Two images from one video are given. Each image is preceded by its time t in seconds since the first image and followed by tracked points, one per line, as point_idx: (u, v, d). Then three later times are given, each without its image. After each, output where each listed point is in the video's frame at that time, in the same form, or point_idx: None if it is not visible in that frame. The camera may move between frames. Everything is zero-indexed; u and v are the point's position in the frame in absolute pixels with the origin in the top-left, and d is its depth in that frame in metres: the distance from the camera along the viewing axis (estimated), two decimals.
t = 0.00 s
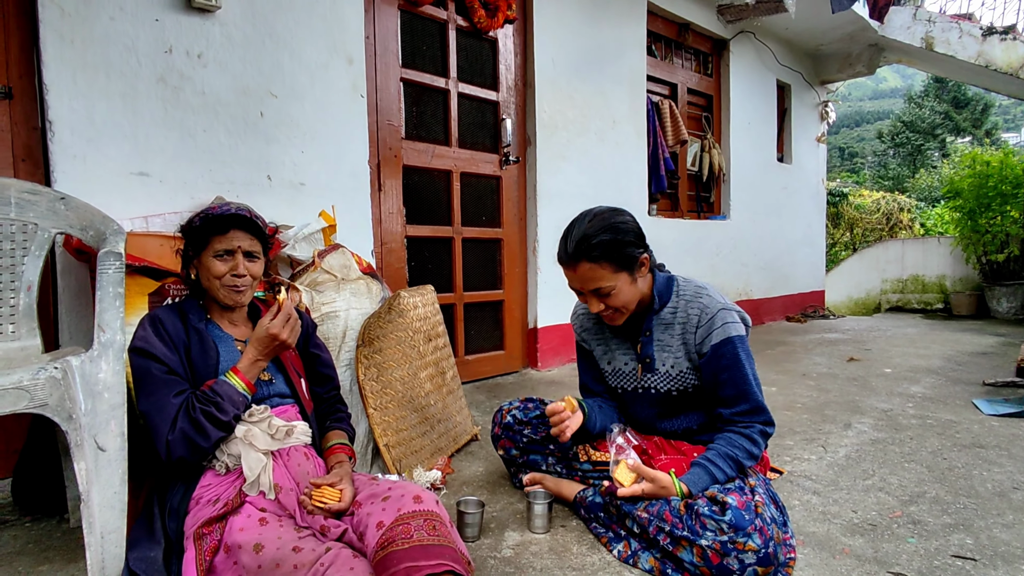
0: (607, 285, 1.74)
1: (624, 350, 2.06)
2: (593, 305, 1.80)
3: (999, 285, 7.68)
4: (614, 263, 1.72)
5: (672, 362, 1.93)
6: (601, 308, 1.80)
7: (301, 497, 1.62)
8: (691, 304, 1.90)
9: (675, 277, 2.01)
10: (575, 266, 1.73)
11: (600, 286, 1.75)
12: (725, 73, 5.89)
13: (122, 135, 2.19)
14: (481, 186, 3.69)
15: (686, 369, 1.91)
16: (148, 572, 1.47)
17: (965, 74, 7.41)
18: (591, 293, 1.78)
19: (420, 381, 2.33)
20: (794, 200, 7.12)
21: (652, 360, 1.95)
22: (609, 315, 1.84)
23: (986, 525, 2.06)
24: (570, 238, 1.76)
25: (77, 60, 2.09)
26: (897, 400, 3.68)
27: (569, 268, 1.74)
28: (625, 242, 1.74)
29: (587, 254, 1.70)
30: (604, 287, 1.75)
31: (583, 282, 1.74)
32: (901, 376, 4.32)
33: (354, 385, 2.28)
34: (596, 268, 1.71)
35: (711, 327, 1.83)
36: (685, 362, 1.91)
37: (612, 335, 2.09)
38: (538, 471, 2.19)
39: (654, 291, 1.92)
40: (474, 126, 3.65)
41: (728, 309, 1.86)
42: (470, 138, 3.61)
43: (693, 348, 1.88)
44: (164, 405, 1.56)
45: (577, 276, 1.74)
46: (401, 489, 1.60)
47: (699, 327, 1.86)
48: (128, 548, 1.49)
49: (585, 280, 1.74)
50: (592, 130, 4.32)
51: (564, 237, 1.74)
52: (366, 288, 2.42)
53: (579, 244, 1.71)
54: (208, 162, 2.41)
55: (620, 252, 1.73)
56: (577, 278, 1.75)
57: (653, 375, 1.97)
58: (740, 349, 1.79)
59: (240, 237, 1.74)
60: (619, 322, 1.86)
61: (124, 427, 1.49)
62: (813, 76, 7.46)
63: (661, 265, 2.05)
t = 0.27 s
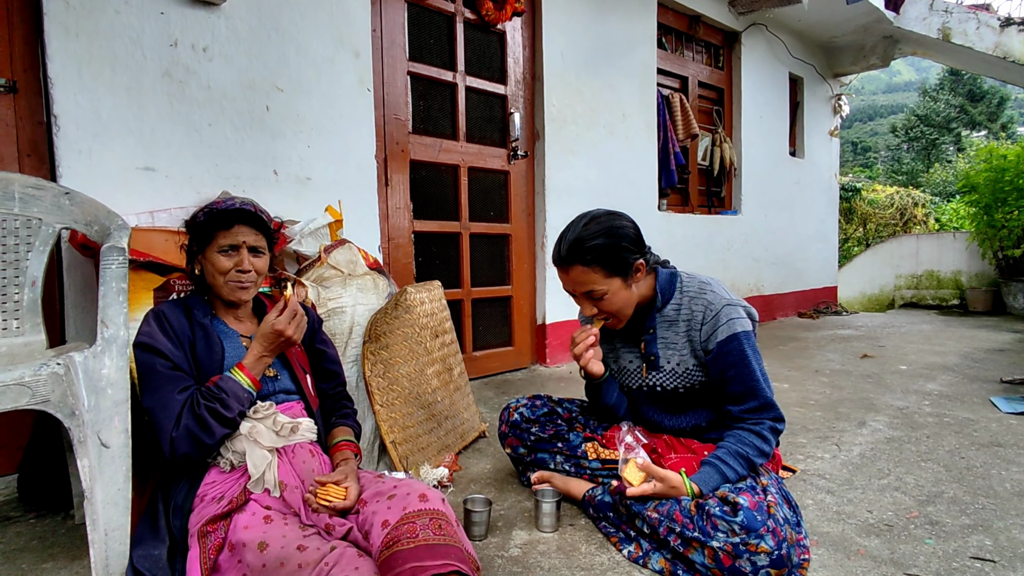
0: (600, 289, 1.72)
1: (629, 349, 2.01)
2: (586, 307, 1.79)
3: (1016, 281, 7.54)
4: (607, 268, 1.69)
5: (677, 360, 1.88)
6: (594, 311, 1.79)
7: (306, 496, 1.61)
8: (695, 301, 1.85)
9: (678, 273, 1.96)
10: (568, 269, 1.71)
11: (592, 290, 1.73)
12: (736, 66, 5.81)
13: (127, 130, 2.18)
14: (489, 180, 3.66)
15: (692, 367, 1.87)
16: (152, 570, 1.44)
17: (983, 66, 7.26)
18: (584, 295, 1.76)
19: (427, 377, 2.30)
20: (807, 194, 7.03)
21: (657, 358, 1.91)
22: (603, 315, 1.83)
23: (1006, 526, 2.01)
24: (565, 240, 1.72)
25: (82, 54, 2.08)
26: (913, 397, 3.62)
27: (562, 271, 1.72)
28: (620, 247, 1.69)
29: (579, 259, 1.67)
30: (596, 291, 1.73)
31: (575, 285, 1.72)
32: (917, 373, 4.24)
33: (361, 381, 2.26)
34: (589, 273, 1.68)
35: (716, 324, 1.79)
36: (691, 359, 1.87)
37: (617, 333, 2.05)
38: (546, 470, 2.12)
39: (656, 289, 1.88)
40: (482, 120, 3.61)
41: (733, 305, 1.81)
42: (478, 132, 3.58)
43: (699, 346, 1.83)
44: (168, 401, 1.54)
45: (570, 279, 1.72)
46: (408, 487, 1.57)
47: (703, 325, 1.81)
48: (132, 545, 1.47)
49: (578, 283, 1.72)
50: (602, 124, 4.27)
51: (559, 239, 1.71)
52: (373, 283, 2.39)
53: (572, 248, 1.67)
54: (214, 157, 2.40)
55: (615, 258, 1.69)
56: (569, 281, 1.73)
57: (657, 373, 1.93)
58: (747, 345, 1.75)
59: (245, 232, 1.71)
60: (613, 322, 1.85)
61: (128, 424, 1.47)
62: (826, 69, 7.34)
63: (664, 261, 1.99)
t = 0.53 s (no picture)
0: (609, 273, 1.68)
1: (644, 335, 1.97)
2: (596, 292, 1.75)
3: None
4: (616, 252, 1.65)
5: (691, 345, 1.84)
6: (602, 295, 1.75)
7: (311, 488, 1.57)
8: (708, 283, 1.80)
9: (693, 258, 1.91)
10: (577, 253, 1.68)
11: (601, 274, 1.69)
12: (754, 56, 5.69)
13: (134, 117, 2.16)
14: (500, 171, 3.60)
15: (706, 352, 1.82)
16: (154, 563, 1.42)
17: (1011, 54, 7.04)
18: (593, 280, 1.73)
19: (436, 369, 2.26)
20: (826, 187, 6.88)
21: (671, 344, 1.87)
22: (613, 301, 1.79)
23: None
24: (574, 223, 1.69)
25: (89, 40, 2.05)
26: (936, 394, 3.51)
27: (571, 254, 1.69)
28: (631, 230, 1.65)
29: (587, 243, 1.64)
30: (605, 275, 1.69)
31: (583, 269, 1.69)
32: (940, 369, 4.12)
33: (368, 372, 2.22)
34: (598, 256, 1.65)
35: (729, 307, 1.73)
36: (705, 344, 1.82)
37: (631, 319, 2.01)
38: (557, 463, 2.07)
39: (669, 274, 1.83)
40: (494, 110, 3.56)
41: (748, 287, 1.76)
42: (489, 122, 3.52)
43: (713, 330, 1.78)
44: (170, 391, 1.51)
45: (578, 263, 1.69)
46: (415, 480, 1.53)
47: (717, 308, 1.77)
48: (134, 537, 1.45)
49: (586, 267, 1.69)
50: (616, 114, 4.19)
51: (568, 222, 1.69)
52: (381, 273, 2.35)
53: (581, 232, 1.64)
54: (221, 146, 2.38)
55: (625, 242, 1.65)
56: (578, 264, 1.70)
57: (672, 359, 1.88)
58: (761, 329, 1.69)
59: (250, 219, 1.66)
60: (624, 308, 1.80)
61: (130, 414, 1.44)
62: (847, 58, 7.17)
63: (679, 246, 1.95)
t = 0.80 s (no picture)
0: (637, 259, 1.61)
1: (670, 332, 1.89)
2: (622, 280, 1.68)
3: None
4: (645, 236, 1.59)
5: (718, 341, 1.75)
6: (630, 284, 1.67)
7: (320, 493, 1.52)
8: (738, 276, 1.72)
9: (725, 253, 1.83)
10: (604, 236, 1.63)
11: (628, 260, 1.62)
12: (780, 51, 5.54)
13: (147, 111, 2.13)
14: (519, 168, 3.53)
15: (734, 348, 1.73)
16: (159, 568, 1.38)
17: None
18: (619, 266, 1.66)
19: (451, 370, 2.19)
20: (853, 186, 6.69)
21: (697, 340, 1.79)
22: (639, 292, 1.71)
23: None
24: (603, 207, 1.65)
25: (102, 33, 2.02)
26: (972, 401, 3.35)
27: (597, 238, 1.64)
28: (660, 215, 1.60)
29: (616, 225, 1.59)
30: (632, 261, 1.62)
31: (610, 253, 1.63)
32: (975, 375, 3.95)
33: (382, 373, 2.17)
34: (625, 239, 1.59)
35: (759, 301, 1.65)
36: (733, 339, 1.73)
37: (658, 316, 1.93)
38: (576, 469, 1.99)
39: (697, 267, 1.76)
40: (513, 105, 3.48)
41: (780, 281, 1.67)
42: (507, 118, 3.45)
43: (741, 324, 1.70)
44: (177, 392, 1.47)
45: (605, 247, 1.64)
46: (429, 487, 1.47)
47: (746, 302, 1.68)
48: (139, 541, 1.41)
49: (613, 251, 1.63)
50: (637, 111, 4.09)
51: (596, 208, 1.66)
52: (396, 271, 2.29)
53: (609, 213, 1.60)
54: (235, 141, 2.34)
55: (654, 226, 1.59)
56: (604, 248, 1.64)
57: (698, 355, 1.80)
58: (791, 323, 1.59)
59: (261, 215, 1.61)
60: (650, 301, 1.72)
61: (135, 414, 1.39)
62: (876, 54, 6.96)
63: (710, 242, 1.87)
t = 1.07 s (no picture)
0: (677, 245, 1.52)
1: (706, 338, 1.77)
2: (659, 271, 1.57)
3: None
4: (688, 220, 1.51)
5: (758, 347, 1.63)
6: (668, 274, 1.56)
7: (331, 506, 1.44)
8: (782, 279, 1.60)
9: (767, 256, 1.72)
10: (645, 220, 1.54)
11: (669, 245, 1.53)
12: (813, 50, 5.36)
13: (165, 106, 2.08)
14: (542, 168, 3.44)
15: (776, 355, 1.60)
16: None
17: None
18: (658, 254, 1.56)
19: (471, 376, 2.10)
20: (887, 191, 6.46)
21: (735, 346, 1.66)
22: (676, 286, 1.59)
23: None
24: (643, 194, 1.58)
25: (121, 25, 1.98)
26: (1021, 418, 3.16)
27: (637, 223, 1.56)
28: (705, 201, 1.52)
29: (658, 207, 1.52)
30: (673, 247, 1.52)
31: (650, 238, 1.53)
32: (1021, 390, 3.74)
33: (399, 378, 2.09)
34: (666, 222, 1.51)
35: (806, 304, 1.53)
36: (775, 346, 1.60)
37: (693, 321, 1.81)
38: (601, 482, 1.87)
39: (738, 268, 1.65)
40: (537, 104, 3.39)
41: (829, 285, 1.55)
42: (531, 116, 3.36)
43: (784, 329, 1.58)
44: (184, 395, 1.41)
45: (644, 231, 1.54)
46: (445, 502, 1.37)
47: (791, 306, 1.57)
48: (142, 551, 1.34)
49: (653, 236, 1.53)
50: (665, 110, 3.97)
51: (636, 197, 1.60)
52: (414, 272, 2.21)
53: (651, 197, 1.53)
54: (254, 137, 2.29)
55: (698, 212, 1.52)
56: (644, 233, 1.55)
57: (736, 362, 1.67)
58: (839, 329, 1.48)
59: (273, 210, 1.55)
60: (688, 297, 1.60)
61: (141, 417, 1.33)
62: (912, 54, 6.73)
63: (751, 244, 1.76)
